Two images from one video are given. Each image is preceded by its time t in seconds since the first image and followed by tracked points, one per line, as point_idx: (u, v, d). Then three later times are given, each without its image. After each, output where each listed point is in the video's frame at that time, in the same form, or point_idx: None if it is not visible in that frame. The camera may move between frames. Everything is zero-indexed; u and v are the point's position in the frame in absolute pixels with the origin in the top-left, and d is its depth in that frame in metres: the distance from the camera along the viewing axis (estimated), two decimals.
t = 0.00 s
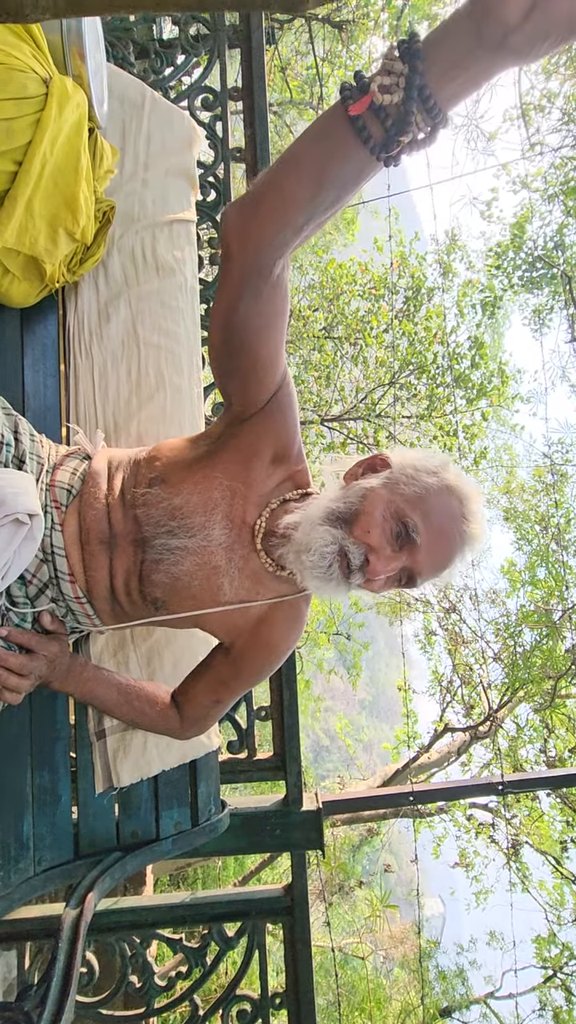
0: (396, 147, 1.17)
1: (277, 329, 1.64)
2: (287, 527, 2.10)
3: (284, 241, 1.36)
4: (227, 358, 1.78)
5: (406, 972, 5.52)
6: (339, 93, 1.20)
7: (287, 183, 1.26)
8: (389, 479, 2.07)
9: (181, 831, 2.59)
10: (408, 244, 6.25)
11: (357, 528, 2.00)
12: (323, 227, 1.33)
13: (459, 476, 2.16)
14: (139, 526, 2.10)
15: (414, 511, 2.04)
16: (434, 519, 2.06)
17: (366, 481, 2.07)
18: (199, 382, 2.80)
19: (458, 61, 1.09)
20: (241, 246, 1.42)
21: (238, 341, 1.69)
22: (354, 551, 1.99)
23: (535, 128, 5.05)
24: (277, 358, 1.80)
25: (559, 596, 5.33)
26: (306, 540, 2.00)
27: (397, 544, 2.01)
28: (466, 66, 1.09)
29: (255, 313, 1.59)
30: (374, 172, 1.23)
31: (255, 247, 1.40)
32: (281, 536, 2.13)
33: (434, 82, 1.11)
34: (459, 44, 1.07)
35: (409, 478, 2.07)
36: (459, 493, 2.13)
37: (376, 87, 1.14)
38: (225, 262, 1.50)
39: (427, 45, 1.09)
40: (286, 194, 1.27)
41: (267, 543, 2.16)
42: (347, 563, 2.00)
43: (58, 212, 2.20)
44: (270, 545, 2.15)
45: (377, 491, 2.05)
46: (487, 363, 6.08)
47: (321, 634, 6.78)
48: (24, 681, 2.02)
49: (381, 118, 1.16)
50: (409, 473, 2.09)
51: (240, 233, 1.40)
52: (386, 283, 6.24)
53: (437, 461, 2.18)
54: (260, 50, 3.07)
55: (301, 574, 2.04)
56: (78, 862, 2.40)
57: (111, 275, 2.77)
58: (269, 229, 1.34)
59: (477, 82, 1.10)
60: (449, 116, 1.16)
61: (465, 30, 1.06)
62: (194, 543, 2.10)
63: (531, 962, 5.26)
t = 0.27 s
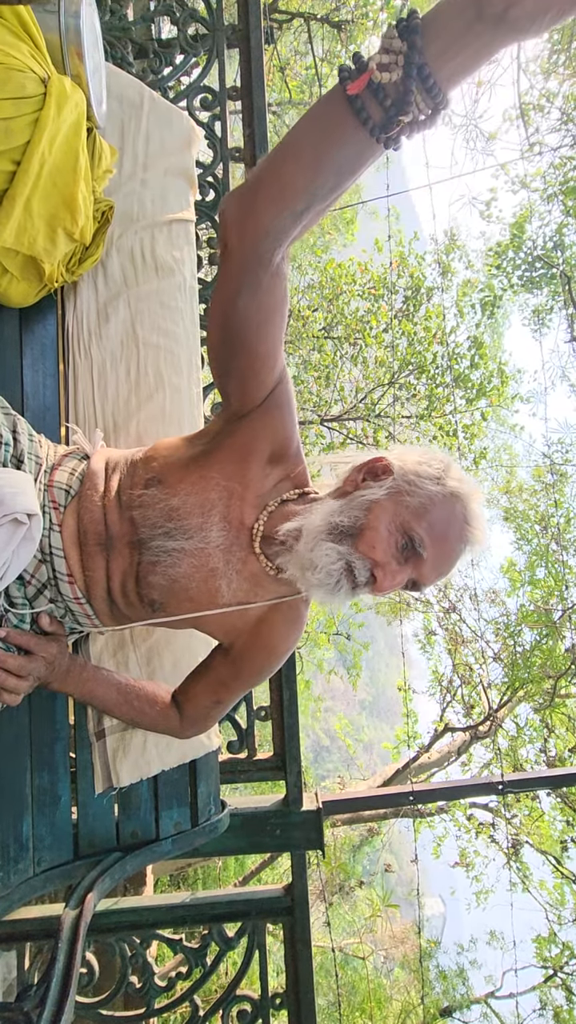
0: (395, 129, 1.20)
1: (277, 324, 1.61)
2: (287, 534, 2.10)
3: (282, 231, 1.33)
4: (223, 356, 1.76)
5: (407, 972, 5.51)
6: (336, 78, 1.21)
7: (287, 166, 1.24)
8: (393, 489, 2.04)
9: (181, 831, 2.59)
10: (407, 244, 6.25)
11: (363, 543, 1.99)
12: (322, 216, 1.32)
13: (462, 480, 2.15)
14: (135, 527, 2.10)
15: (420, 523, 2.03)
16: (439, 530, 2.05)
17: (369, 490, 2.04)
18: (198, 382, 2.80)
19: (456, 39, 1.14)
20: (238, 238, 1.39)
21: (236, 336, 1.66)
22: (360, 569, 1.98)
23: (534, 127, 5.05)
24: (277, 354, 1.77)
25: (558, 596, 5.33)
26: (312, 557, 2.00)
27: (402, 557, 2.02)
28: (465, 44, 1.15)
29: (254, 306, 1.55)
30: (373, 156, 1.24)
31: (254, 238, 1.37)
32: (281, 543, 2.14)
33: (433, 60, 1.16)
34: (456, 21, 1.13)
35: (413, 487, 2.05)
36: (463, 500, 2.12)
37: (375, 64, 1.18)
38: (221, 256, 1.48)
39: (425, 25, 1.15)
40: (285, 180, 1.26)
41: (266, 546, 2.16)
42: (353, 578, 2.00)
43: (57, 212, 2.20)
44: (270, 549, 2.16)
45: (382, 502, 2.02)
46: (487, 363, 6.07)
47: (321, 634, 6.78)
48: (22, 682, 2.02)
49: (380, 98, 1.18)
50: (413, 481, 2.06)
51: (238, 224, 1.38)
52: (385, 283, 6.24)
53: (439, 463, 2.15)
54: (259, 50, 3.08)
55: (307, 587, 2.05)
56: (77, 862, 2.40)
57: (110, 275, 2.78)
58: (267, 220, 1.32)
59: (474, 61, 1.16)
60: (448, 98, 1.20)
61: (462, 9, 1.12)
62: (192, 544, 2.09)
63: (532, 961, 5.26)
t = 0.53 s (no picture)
0: (394, 126, 1.20)
1: (275, 315, 1.57)
2: (289, 535, 2.10)
3: (280, 226, 1.34)
4: (221, 353, 1.76)
5: (407, 972, 5.53)
6: (335, 75, 1.22)
7: (286, 161, 1.25)
8: (392, 489, 2.05)
9: (181, 832, 2.59)
10: (407, 244, 6.25)
11: (363, 544, 2.00)
12: (320, 214, 1.32)
13: (462, 480, 2.14)
14: (133, 527, 2.10)
15: (419, 524, 2.03)
16: (438, 531, 2.05)
17: (369, 490, 2.05)
18: (197, 382, 2.79)
19: (455, 36, 1.15)
20: (237, 232, 1.40)
21: (233, 333, 1.66)
22: (360, 569, 2.00)
23: (533, 127, 5.04)
24: (275, 351, 1.75)
25: (559, 596, 5.32)
26: (313, 559, 2.01)
27: (402, 558, 2.02)
28: (463, 42, 1.15)
29: (251, 300, 1.53)
30: (372, 153, 1.25)
31: (251, 232, 1.37)
32: (281, 544, 2.14)
33: (432, 58, 1.16)
34: (455, 19, 1.14)
35: (412, 488, 2.05)
36: (463, 500, 2.11)
37: (373, 62, 1.17)
38: (220, 251, 1.48)
39: (424, 23, 1.15)
40: (284, 175, 1.26)
41: (264, 547, 2.16)
42: (355, 580, 2.01)
43: (56, 213, 2.20)
44: (268, 549, 2.16)
45: (381, 503, 2.03)
46: (486, 363, 6.07)
47: (321, 634, 6.79)
48: (22, 683, 2.02)
49: (378, 94, 1.18)
50: (413, 482, 2.06)
51: (236, 218, 1.38)
52: (385, 283, 6.25)
53: (439, 463, 2.15)
54: (259, 50, 3.07)
55: (309, 589, 2.06)
56: (78, 863, 2.39)
57: (110, 275, 2.77)
58: (265, 215, 1.32)
59: (473, 60, 1.16)
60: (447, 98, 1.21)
61: (461, 7, 1.13)
62: (190, 545, 2.09)
63: (532, 961, 5.26)
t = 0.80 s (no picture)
0: (394, 132, 1.20)
1: (274, 318, 1.60)
2: (290, 533, 2.10)
3: (280, 229, 1.34)
4: (221, 353, 1.78)
5: (408, 972, 5.53)
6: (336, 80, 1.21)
7: (285, 164, 1.25)
8: (393, 489, 2.04)
9: (181, 832, 2.59)
10: (406, 244, 6.25)
11: (364, 544, 1.99)
12: (320, 217, 1.32)
13: (462, 479, 2.14)
14: (134, 527, 2.09)
15: (420, 523, 2.03)
16: (439, 530, 2.05)
17: (369, 490, 2.05)
18: (197, 382, 2.79)
19: (455, 41, 1.14)
20: (237, 234, 1.40)
21: (233, 333, 1.67)
22: (361, 568, 1.99)
23: (533, 127, 5.04)
24: (275, 351, 1.76)
25: (558, 596, 5.31)
26: (313, 558, 2.01)
27: (402, 558, 2.02)
28: (462, 48, 1.14)
29: (250, 304, 1.56)
30: (371, 158, 1.24)
31: (251, 234, 1.38)
32: (282, 543, 2.14)
33: (431, 63, 1.15)
34: (455, 25, 1.12)
35: (413, 487, 2.05)
36: (463, 500, 2.11)
37: (373, 69, 1.17)
38: (220, 253, 1.49)
39: (424, 28, 1.14)
40: (284, 179, 1.26)
41: (265, 546, 2.16)
42: (355, 579, 2.01)
43: (56, 213, 2.20)
44: (270, 549, 2.16)
45: (382, 502, 2.03)
46: (486, 363, 6.04)
47: (321, 634, 6.78)
48: (22, 684, 2.01)
49: (378, 101, 1.18)
50: (413, 482, 2.05)
51: (236, 220, 1.39)
52: (384, 283, 6.25)
53: (439, 463, 2.15)
54: (258, 50, 3.07)
55: (308, 587, 2.05)
56: (78, 863, 2.39)
57: (109, 275, 2.77)
58: (265, 217, 1.33)
59: (472, 64, 1.15)
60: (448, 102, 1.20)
61: (461, 11, 1.11)
62: (191, 544, 2.09)
63: (532, 961, 5.25)
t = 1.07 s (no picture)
0: (394, 145, 1.17)
1: (275, 327, 1.62)
2: (291, 528, 2.11)
3: (280, 238, 1.34)
4: (223, 354, 1.78)
5: (408, 971, 5.55)
6: (336, 92, 1.19)
7: (286, 177, 1.25)
8: (393, 483, 2.05)
9: (180, 831, 2.59)
10: (406, 244, 6.25)
11: (364, 537, 2.00)
12: (321, 226, 1.32)
13: (460, 473, 2.14)
14: (136, 525, 2.10)
15: (419, 517, 2.03)
16: (438, 523, 2.06)
17: (369, 485, 2.05)
18: (196, 381, 2.79)
19: (457, 54, 1.08)
20: (239, 242, 1.40)
21: (234, 335, 1.68)
22: (361, 560, 2.00)
23: (532, 127, 5.03)
24: (276, 352, 1.77)
25: (558, 595, 5.31)
26: (316, 552, 2.01)
27: (402, 551, 2.03)
28: (463, 59, 1.08)
29: (252, 310, 1.57)
30: (373, 170, 1.23)
31: (253, 241, 1.38)
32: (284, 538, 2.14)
33: (432, 77, 1.11)
34: (455, 36, 1.07)
35: (412, 482, 2.05)
36: (461, 494, 2.11)
37: (374, 83, 1.14)
38: (221, 259, 1.49)
39: (425, 40, 1.09)
40: (284, 190, 1.26)
41: (266, 541, 2.17)
42: (356, 572, 2.02)
43: (54, 212, 2.19)
44: (271, 543, 2.15)
45: (382, 497, 2.03)
46: (485, 362, 6.04)
47: (321, 633, 6.78)
48: (21, 681, 2.00)
49: (379, 115, 1.15)
50: (412, 476, 2.06)
51: (237, 228, 1.39)
52: (384, 283, 6.25)
53: (438, 457, 2.14)
54: (257, 49, 3.07)
55: (311, 582, 2.06)
56: (76, 862, 2.39)
57: (108, 275, 2.77)
58: (266, 227, 1.33)
59: (476, 76, 1.09)
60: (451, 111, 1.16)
61: (461, 22, 1.05)
62: (193, 541, 2.09)
63: (533, 960, 5.25)
